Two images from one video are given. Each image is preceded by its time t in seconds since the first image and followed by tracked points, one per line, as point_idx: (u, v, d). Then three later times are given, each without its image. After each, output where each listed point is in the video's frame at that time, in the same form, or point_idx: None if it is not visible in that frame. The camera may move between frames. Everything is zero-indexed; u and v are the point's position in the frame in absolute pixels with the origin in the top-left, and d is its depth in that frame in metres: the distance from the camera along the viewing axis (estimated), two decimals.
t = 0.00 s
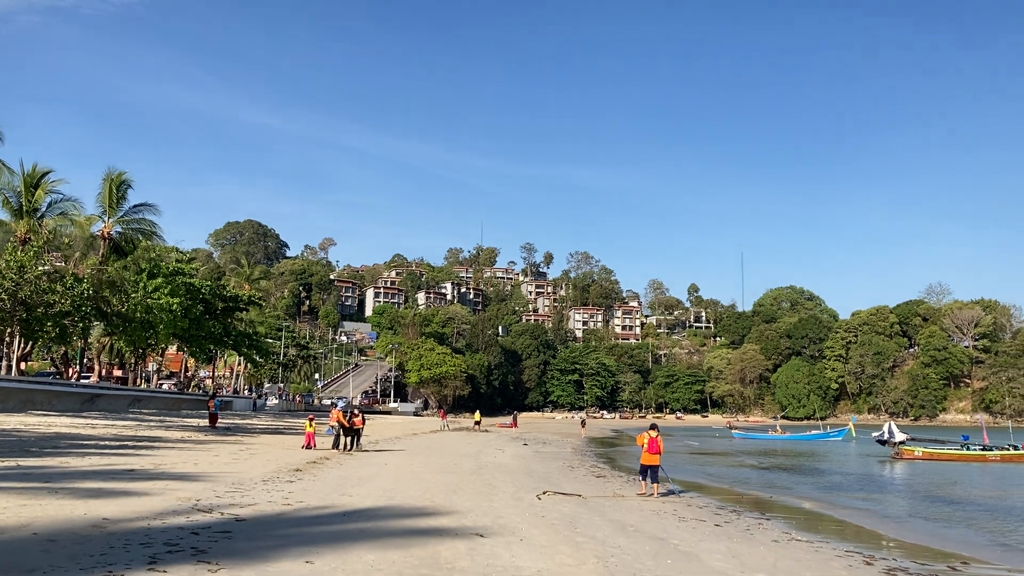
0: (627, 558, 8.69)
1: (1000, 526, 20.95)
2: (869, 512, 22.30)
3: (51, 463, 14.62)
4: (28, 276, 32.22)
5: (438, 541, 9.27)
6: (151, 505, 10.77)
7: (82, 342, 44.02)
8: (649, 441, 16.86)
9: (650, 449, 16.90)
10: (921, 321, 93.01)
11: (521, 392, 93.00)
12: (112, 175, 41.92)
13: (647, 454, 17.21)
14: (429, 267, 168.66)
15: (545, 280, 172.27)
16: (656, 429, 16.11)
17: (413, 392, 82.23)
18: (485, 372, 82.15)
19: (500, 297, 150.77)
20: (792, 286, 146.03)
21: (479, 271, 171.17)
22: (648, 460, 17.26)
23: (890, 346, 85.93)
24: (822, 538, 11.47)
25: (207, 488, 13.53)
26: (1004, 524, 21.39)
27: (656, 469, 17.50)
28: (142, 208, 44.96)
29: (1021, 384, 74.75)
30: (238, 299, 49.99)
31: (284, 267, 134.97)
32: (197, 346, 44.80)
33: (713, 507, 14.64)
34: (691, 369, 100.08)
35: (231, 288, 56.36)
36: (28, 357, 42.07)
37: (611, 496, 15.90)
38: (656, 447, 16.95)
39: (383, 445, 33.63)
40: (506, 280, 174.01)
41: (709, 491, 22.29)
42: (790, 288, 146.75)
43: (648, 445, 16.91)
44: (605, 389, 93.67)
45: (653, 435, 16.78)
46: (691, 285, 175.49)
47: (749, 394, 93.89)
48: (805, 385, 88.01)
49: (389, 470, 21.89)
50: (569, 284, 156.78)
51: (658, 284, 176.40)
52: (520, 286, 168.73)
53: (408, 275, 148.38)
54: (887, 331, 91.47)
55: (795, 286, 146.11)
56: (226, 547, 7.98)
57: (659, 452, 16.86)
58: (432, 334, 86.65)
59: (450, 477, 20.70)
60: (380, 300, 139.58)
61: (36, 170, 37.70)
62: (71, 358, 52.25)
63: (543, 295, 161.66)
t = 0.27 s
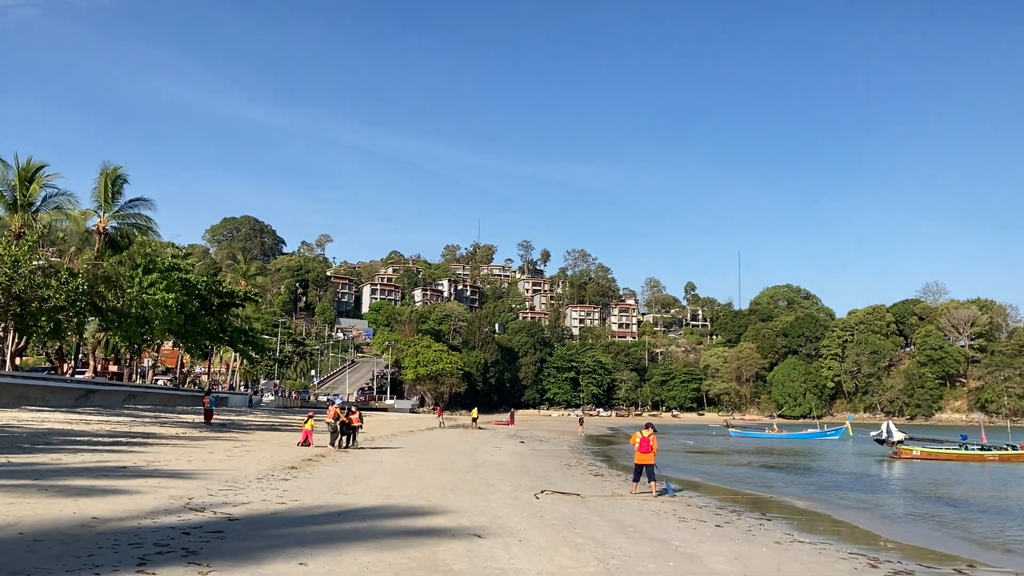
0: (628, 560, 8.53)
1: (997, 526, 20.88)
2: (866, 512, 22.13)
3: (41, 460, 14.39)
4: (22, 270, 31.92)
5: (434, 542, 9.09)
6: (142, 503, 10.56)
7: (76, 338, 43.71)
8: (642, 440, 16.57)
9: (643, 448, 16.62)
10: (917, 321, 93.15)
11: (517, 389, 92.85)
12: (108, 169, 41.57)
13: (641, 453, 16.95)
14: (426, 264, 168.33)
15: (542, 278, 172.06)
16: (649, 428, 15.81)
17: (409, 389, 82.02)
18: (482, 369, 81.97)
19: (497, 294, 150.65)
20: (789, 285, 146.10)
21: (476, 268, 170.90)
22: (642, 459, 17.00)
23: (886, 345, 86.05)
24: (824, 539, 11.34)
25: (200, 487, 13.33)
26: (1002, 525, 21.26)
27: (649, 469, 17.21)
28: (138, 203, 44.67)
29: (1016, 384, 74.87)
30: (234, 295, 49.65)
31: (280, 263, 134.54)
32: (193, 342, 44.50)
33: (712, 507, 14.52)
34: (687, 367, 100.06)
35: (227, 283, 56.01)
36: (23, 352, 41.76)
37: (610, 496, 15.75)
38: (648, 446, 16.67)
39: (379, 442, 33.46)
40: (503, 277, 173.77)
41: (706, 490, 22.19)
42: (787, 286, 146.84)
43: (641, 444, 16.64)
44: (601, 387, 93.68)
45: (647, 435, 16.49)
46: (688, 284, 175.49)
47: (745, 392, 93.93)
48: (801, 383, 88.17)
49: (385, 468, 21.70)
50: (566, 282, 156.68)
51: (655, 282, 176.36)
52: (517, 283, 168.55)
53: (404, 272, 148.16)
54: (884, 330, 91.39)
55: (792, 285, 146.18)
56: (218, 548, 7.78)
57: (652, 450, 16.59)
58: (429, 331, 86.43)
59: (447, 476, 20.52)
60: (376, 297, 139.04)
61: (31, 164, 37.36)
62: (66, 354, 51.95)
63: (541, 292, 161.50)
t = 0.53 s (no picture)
0: (633, 558, 8.39)
1: (997, 523, 20.82)
2: (864, 508, 22.06)
3: (36, 455, 14.20)
4: (18, 264, 31.67)
5: (435, 540, 8.92)
6: (138, 499, 10.38)
7: (73, 333, 43.52)
8: (636, 434, 16.26)
9: (638, 442, 16.34)
10: (914, 317, 93.42)
11: (515, 385, 92.70)
12: (105, 164, 41.28)
13: (635, 447, 16.64)
14: (424, 260, 168.05)
15: (539, 274, 171.85)
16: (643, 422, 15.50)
17: (407, 385, 81.89)
18: (479, 365, 81.83)
19: (495, 290, 150.43)
20: (786, 282, 146.11)
21: (474, 264, 170.68)
22: (637, 454, 16.70)
23: (883, 342, 86.08)
24: (830, 537, 11.23)
25: (197, 483, 13.14)
26: (1001, 521, 21.18)
27: (643, 463, 16.92)
28: (135, 198, 44.44)
29: (1013, 381, 74.92)
30: (231, 290, 49.42)
31: (278, 258, 134.16)
32: (190, 337, 44.31)
33: (713, 503, 14.41)
34: (685, 363, 99.98)
35: (224, 279, 55.76)
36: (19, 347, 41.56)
37: (611, 492, 15.62)
38: (643, 440, 16.36)
39: (377, 438, 33.31)
40: (501, 273, 173.57)
41: (705, 487, 22.13)
42: (785, 283, 146.86)
43: (636, 437, 16.35)
44: (599, 383, 93.73)
45: (641, 429, 16.16)
46: (686, 280, 175.49)
47: (742, 389, 93.95)
48: (798, 380, 88.29)
49: (384, 464, 21.55)
50: (564, 278, 156.58)
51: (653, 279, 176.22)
52: (515, 279, 168.37)
53: (402, 268, 147.94)
54: (882, 327, 90.99)
55: (790, 282, 146.19)
56: (214, 546, 7.60)
57: (647, 444, 16.30)
58: (427, 327, 86.25)
59: (446, 472, 20.37)
60: (374, 293, 138.67)
61: (28, 158, 37.06)
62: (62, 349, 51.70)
63: (538, 288, 161.26)
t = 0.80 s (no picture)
0: (640, 561, 8.22)
1: (1001, 523, 20.68)
2: (866, 508, 21.90)
3: (30, 455, 13.98)
4: (15, 261, 31.37)
5: (437, 542, 8.73)
6: (134, 500, 10.17)
7: (71, 330, 43.24)
8: (637, 433, 16.01)
9: (639, 442, 16.09)
10: (914, 316, 92.62)
11: (514, 384, 92.48)
12: (103, 161, 41.03)
13: (636, 447, 16.41)
14: (423, 259, 167.75)
15: (539, 273, 171.53)
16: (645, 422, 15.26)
17: (406, 383, 81.67)
18: (479, 364, 81.59)
19: (494, 289, 150.16)
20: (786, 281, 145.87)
21: (473, 263, 170.38)
22: (638, 453, 16.48)
23: (883, 341, 85.84)
24: (838, 539, 11.04)
25: (194, 483, 12.94)
26: (1003, 521, 21.04)
27: (644, 462, 16.69)
28: (133, 195, 44.17)
29: (1013, 380, 74.83)
30: (230, 288, 49.12)
31: (277, 257, 133.83)
32: (188, 335, 44.03)
33: (717, 504, 14.25)
34: (684, 362, 99.79)
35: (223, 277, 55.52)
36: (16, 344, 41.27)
37: (613, 492, 15.45)
38: (644, 439, 16.13)
39: (377, 437, 33.09)
40: (500, 272, 173.28)
41: (706, 486, 21.98)
42: (784, 282, 146.62)
43: (637, 437, 16.09)
44: (598, 382, 93.55)
45: (643, 428, 15.93)
46: (685, 279, 175.22)
47: (742, 387, 93.78)
48: (797, 379, 88.20)
49: (383, 464, 21.36)
50: (564, 277, 156.27)
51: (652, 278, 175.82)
52: (514, 278, 168.14)
53: (402, 266, 147.72)
54: (882, 326, 90.52)
55: (789, 281, 145.97)
56: (211, 548, 7.41)
57: (648, 444, 16.07)
58: (426, 326, 86.02)
59: (446, 472, 20.18)
60: (373, 291, 138.30)
61: (24, 155, 36.86)
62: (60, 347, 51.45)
63: (538, 287, 160.99)
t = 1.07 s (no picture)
0: (645, 559, 8.11)
1: (1002, 519, 20.60)
2: (869, 504, 21.77)
3: (27, 449, 13.82)
4: (14, 256, 31.20)
5: (438, 539, 8.58)
6: (130, 496, 10.01)
7: (70, 325, 43.12)
8: (641, 429, 15.89)
9: (643, 437, 15.96)
10: (914, 312, 91.62)
11: (514, 379, 92.44)
12: (102, 155, 40.80)
13: (639, 442, 16.28)
14: (422, 254, 167.48)
15: (538, 268, 171.27)
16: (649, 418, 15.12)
17: (406, 378, 81.63)
18: (479, 359, 81.52)
19: (494, 284, 149.99)
20: (786, 276, 145.75)
21: (473, 258, 170.16)
22: (640, 449, 16.34)
23: (883, 337, 85.72)
24: (846, 536, 10.88)
25: (192, 479, 12.78)
26: (1006, 517, 20.90)
27: (647, 458, 16.52)
28: (133, 189, 43.97)
29: (1012, 375, 74.79)
30: (230, 283, 48.98)
31: (276, 252, 133.58)
32: (188, 330, 43.87)
33: (721, 499, 14.11)
34: (684, 358, 99.71)
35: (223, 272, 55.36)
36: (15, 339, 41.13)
37: (616, 488, 15.32)
38: (647, 435, 16.01)
39: (377, 432, 32.99)
40: (500, 267, 173.25)
41: (706, 482, 21.91)
42: (784, 278, 146.50)
43: (640, 433, 15.97)
44: (598, 377, 93.52)
45: (646, 424, 15.78)
46: (685, 275, 175.03)
47: (741, 383, 93.73)
48: (797, 374, 88.12)
49: (383, 459, 21.22)
50: (564, 272, 156.11)
51: (651, 273, 175.43)
52: (514, 273, 167.93)
53: (401, 262, 147.65)
54: (881, 322, 90.29)
55: (789, 277, 145.86)
56: (208, 546, 7.25)
57: (651, 440, 15.93)
58: (426, 321, 85.85)
59: (447, 467, 20.05)
60: (372, 286, 138.03)
61: (23, 149, 36.67)
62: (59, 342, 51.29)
63: (538, 282, 160.81)
